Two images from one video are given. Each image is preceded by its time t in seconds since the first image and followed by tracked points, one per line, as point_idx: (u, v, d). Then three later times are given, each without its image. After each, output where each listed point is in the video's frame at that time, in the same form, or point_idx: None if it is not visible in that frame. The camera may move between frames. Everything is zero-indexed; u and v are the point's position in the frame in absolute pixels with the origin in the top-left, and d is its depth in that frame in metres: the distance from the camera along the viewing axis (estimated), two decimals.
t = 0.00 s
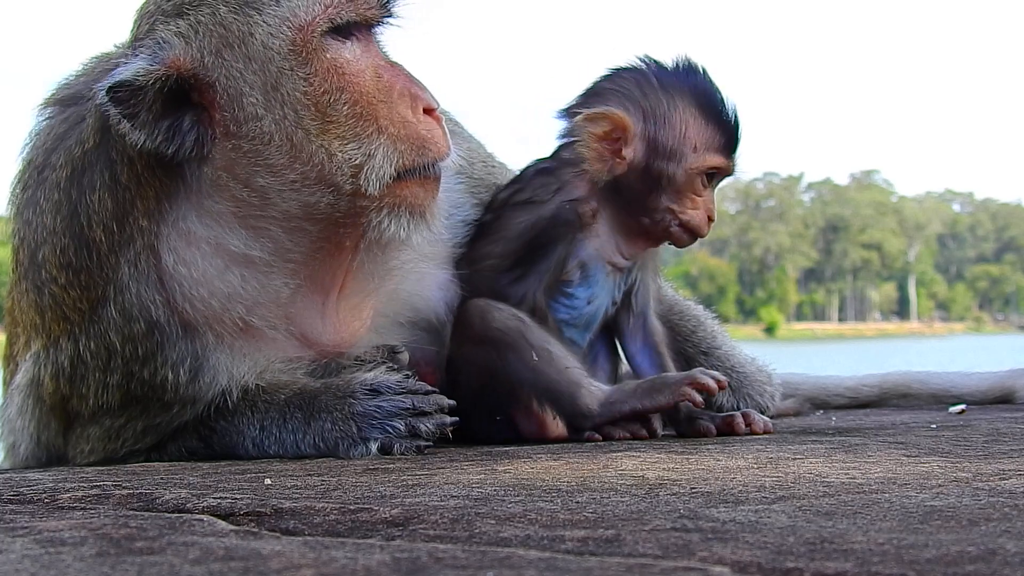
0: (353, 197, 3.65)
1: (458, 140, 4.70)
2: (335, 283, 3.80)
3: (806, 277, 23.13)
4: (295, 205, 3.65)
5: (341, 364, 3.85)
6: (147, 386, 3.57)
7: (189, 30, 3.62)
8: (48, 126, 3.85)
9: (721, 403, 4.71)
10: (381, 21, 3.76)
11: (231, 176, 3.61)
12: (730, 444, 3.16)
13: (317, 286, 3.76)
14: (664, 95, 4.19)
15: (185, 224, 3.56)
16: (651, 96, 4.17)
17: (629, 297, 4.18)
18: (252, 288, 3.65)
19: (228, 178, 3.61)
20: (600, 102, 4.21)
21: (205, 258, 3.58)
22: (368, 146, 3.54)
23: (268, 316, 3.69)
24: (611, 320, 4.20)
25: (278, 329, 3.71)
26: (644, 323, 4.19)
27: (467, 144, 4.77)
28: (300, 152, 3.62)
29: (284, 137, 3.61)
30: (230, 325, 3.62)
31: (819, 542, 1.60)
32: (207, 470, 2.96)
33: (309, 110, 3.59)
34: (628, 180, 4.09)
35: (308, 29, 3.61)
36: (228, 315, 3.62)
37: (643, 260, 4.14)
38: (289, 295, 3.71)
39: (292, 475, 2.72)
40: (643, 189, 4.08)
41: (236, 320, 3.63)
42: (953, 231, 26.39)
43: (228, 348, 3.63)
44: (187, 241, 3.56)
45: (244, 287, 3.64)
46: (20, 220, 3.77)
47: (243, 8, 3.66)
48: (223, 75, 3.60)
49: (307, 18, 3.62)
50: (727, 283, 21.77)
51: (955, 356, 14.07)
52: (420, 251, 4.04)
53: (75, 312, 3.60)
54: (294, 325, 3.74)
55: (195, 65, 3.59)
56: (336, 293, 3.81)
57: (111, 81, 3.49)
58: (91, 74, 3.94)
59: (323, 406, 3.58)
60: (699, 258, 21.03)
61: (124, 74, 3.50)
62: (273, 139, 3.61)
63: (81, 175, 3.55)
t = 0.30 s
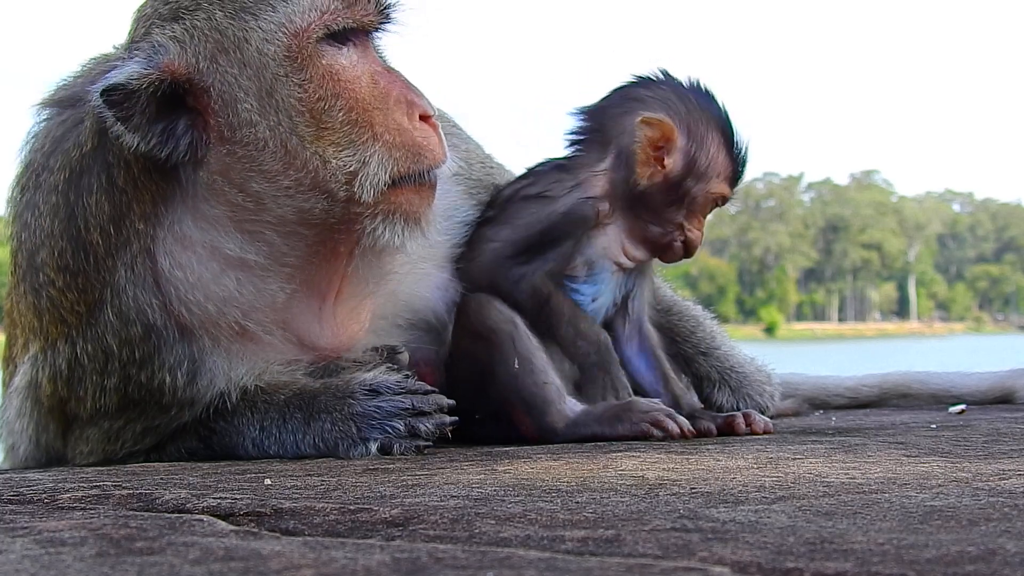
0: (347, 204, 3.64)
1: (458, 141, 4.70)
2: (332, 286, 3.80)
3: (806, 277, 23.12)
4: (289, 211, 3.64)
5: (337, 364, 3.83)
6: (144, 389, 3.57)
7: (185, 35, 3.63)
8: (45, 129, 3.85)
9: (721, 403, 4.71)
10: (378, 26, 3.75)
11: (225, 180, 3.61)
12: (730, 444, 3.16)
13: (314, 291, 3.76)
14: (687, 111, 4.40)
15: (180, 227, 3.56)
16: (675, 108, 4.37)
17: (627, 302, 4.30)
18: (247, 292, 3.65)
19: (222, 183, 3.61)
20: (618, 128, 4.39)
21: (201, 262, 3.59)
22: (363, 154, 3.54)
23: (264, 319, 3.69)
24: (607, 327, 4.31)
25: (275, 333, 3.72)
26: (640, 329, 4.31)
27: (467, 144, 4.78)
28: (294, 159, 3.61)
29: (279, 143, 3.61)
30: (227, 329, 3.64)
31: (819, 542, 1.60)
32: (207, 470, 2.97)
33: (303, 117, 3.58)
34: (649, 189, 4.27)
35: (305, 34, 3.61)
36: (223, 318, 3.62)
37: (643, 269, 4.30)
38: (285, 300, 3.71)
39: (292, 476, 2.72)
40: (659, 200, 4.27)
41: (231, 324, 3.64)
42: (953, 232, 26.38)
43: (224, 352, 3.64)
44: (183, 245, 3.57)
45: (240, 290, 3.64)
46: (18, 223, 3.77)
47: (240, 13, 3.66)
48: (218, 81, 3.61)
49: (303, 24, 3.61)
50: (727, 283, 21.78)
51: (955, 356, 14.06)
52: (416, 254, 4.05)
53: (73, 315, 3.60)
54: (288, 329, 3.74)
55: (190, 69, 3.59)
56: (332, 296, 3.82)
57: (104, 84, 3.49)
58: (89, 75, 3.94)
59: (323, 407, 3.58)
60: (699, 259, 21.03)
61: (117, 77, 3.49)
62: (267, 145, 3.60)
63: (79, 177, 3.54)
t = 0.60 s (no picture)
0: (346, 208, 3.64)
1: (457, 141, 4.70)
2: (331, 288, 3.80)
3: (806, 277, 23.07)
4: (288, 214, 3.64)
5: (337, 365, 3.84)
6: (143, 389, 3.57)
7: (187, 37, 3.61)
8: (45, 129, 3.86)
9: (721, 403, 4.71)
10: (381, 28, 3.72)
11: (226, 183, 3.61)
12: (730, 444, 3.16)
13: (314, 294, 3.77)
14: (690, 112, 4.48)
15: (180, 229, 3.56)
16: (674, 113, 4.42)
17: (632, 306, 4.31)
18: (247, 293, 3.66)
19: (222, 185, 3.61)
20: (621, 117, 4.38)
21: (201, 263, 3.59)
22: (362, 159, 3.54)
23: (263, 322, 3.70)
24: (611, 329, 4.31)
25: (274, 335, 3.73)
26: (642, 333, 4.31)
27: (467, 144, 4.78)
28: (294, 163, 3.61)
29: (279, 146, 3.60)
30: (226, 331, 3.64)
31: (819, 542, 1.60)
32: (208, 470, 2.97)
33: (303, 121, 3.57)
34: (662, 185, 4.32)
35: (307, 37, 3.58)
36: (223, 320, 3.63)
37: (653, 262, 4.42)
38: (284, 302, 3.72)
39: (292, 476, 2.72)
40: (672, 198, 4.34)
41: (230, 326, 3.64)
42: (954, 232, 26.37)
43: (223, 353, 3.64)
44: (183, 247, 3.57)
45: (240, 292, 3.65)
46: (18, 223, 3.77)
47: (241, 14, 3.63)
48: (218, 83, 3.59)
49: (304, 27, 3.58)
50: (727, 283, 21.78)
51: (955, 356, 14.04)
52: (424, 254, 4.08)
53: (72, 316, 3.60)
54: (288, 331, 3.75)
55: (191, 71, 3.59)
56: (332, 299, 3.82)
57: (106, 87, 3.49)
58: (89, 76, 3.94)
59: (322, 407, 3.58)
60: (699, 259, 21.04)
61: (119, 80, 3.49)
62: (268, 148, 3.60)
63: (79, 178, 3.54)
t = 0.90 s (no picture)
0: (352, 206, 3.66)
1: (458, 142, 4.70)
2: (331, 288, 3.82)
3: (804, 278, 23.05)
4: (292, 214, 3.65)
5: (340, 366, 3.84)
6: (143, 390, 3.56)
7: (191, 39, 3.61)
8: (45, 130, 3.87)
9: (721, 403, 4.71)
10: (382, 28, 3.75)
11: (230, 184, 3.61)
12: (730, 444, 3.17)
13: (314, 294, 3.78)
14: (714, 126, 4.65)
15: (181, 229, 3.56)
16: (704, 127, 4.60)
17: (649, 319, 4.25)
18: (249, 294, 3.65)
19: (226, 187, 3.60)
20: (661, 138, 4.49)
21: (202, 263, 3.58)
22: (367, 156, 3.55)
23: (264, 322, 3.69)
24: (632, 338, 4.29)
25: (274, 336, 3.73)
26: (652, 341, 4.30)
27: (467, 144, 4.77)
28: (300, 162, 3.62)
29: (284, 146, 3.61)
30: (227, 331, 3.63)
31: (819, 542, 1.60)
32: (207, 470, 2.98)
33: (309, 119, 3.58)
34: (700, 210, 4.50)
35: (311, 37, 3.60)
36: (224, 320, 3.62)
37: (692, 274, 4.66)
38: (284, 303, 3.72)
39: (292, 476, 2.73)
40: (707, 216, 4.54)
41: (231, 326, 3.63)
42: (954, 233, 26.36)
43: (223, 353, 3.63)
44: (184, 248, 3.56)
45: (241, 293, 3.64)
46: (19, 223, 3.77)
47: (245, 14, 3.65)
48: (224, 84, 3.60)
49: (309, 26, 3.61)
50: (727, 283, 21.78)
51: (955, 356, 14.05)
52: (430, 257, 4.12)
53: (73, 316, 3.59)
54: (287, 332, 3.75)
55: (197, 72, 3.59)
56: (331, 298, 3.83)
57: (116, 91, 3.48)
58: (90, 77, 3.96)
59: (322, 407, 3.58)
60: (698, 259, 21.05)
61: (129, 83, 3.49)
62: (273, 148, 3.60)
63: (80, 180, 3.55)
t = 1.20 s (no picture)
0: (370, 186, 3.68)
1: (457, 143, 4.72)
2: (336, 275, 3.80)
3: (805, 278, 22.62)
4: (306, 201, 3.67)
5: (342, 364, 3.82)
6: (144, 389, 3.56)
7: (198, 35, 3.59)
8: (45, 132, 3.88)
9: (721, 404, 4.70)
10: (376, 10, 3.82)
11: (240, 178, 3.62)
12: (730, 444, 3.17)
13: (318, 280, 3.77)
14: (733, 120, 4.42)
15: (181, 228, 3.55)
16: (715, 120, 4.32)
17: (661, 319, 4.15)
18: (249, 291, 3.64)
19: (237, 182, 3.62)
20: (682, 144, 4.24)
21: (203, 262, 3.58)
22: (381, 136, 3.60)
23: (268, 317, 3.68)
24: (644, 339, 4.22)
25: (276, 329, 3.70)
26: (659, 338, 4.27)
27: (466, 144, 4.78)
28: (316, 147, 3.64)
29: (300, 133, 3.63)
30: (228, 327, 3.62)
31: (819, 542, 1.60)
32: (208, 470, 2.98)
33: (323, 104, 3.62)
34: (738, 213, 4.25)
35: (318, 24, 3.66)
36: (225, 317, 3.61)
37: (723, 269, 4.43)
38: (285, 295, 3.71)
39: (292, 476, 2.73)
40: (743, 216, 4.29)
41: (232, 322, 3.62)
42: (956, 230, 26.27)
43: (225, 350, 3.63)
44: (184, 246, 3.56)
45: (241, 289, 3.63)
46: (18, 226, 3.78)
47: (252, 6, 3.67)
48: (236, 75, 3.60)
49: (317, 13, 3.66)
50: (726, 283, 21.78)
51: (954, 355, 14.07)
52: (427, 257, 4.13)
53: (72, 319, 3.60)
54: (288, 325, 3.72)
55: (209, 66, 3.58)
56: (336, 284, 3.82)
57: (133, 92, 3.45)
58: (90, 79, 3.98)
59: (322, 407, 3.58)
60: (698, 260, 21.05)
61: (145, 83, 3.46)
62: (289, 136, 3.63)
63: (78, 185, 3.57)
